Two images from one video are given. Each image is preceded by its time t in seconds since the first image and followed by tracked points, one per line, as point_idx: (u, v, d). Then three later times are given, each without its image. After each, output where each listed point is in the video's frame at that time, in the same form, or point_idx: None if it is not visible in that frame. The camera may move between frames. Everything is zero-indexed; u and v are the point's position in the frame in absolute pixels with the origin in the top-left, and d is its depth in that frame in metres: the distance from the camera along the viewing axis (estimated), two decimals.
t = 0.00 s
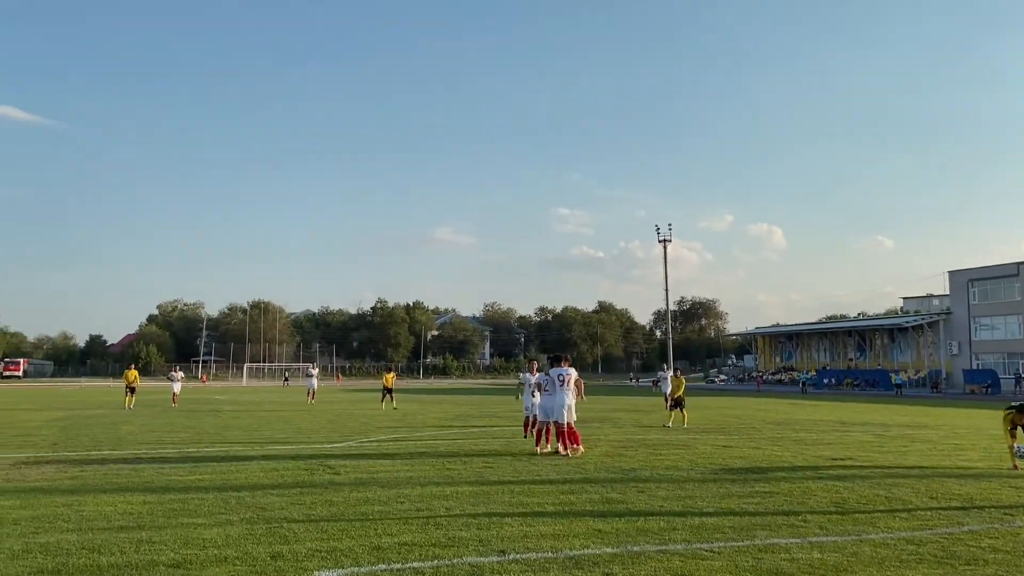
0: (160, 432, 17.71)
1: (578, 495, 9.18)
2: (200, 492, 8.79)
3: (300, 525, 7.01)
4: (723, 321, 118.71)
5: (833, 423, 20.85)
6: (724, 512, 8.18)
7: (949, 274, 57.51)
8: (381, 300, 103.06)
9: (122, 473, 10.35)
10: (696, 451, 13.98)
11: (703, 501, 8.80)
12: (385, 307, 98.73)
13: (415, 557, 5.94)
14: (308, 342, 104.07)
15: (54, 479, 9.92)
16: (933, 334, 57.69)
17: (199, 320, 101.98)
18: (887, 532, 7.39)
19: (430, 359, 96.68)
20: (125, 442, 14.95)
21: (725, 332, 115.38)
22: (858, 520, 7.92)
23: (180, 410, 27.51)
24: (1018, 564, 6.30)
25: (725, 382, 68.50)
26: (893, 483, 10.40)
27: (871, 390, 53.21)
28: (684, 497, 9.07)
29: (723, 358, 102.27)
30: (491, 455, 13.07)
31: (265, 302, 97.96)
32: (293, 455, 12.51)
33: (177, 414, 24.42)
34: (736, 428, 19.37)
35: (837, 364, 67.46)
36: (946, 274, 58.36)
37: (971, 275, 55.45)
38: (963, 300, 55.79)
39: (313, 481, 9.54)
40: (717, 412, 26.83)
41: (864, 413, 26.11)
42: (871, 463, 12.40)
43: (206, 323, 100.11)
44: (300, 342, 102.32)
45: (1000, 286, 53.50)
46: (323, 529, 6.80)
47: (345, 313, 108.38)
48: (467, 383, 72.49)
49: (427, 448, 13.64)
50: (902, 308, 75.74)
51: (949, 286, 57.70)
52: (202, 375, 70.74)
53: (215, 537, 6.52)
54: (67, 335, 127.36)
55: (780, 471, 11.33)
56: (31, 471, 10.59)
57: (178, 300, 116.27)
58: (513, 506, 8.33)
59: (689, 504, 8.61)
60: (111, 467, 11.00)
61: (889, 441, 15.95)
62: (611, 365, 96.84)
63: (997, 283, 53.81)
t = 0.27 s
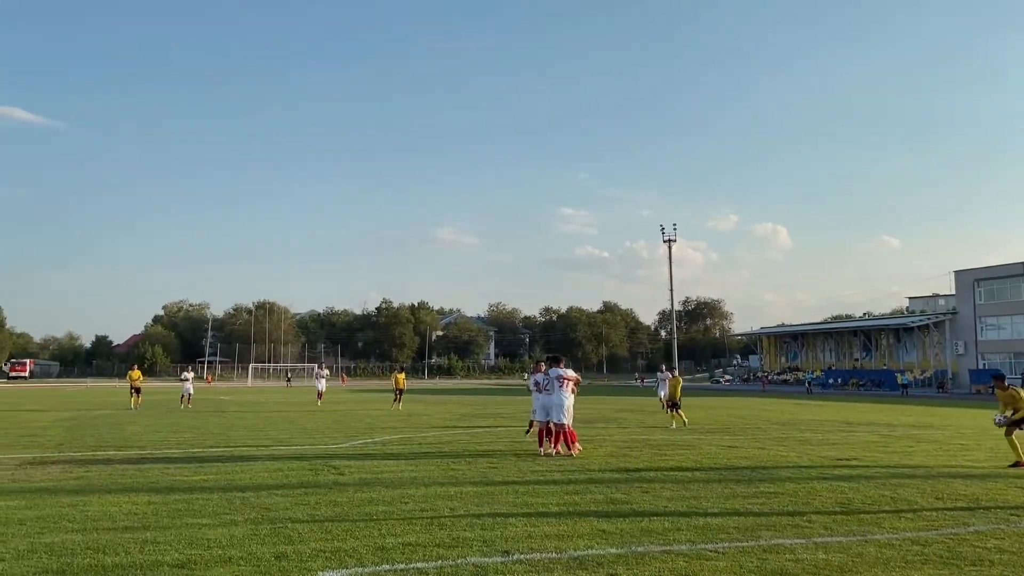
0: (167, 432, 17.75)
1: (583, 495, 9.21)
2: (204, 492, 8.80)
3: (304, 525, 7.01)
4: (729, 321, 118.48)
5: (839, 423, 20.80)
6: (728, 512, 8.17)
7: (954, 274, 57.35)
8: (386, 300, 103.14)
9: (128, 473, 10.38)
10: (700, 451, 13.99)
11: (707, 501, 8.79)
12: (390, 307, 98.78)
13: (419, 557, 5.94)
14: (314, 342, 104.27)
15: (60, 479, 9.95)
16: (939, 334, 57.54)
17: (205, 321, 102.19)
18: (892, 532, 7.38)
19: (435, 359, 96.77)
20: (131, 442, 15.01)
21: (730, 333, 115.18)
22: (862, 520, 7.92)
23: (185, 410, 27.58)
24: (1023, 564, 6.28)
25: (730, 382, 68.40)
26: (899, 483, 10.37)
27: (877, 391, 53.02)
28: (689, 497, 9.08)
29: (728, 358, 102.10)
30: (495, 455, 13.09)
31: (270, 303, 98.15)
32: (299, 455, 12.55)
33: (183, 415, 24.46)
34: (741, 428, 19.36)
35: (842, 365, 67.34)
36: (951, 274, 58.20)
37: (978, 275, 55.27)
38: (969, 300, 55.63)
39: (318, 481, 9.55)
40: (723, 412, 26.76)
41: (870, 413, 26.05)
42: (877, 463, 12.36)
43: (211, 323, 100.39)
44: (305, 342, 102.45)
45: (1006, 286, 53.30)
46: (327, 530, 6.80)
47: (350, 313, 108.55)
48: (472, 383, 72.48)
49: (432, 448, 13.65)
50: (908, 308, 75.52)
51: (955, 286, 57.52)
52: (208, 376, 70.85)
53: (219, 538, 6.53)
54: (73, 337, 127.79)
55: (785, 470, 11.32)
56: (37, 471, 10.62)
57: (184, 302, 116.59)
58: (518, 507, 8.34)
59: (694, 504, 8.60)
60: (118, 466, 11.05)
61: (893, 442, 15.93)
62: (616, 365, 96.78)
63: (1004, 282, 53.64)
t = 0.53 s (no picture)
0: (172, 432, 17.78)
1: (587, 496, 9.21)
2: (208, 493, 8.82)
3: (308, 525, 7.03)
4: (732, 322, 118.35)
5: (843, 424, 20.77)
6: (731, 513, 8.16)
7: (959, 274, 57.22)
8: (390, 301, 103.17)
9: (132, 474, 10.42)
10: (703, 452, 14.00)
11: (711, 502, 8.79)
12: (393, 308, 98.84)
13: (422, 558, 5.96)
14: (317, 343, 104.40)
15: (64, 479, 10.00)
16: (943, 335, 57.43)
17: (209, 321, 102.38)
18: (895, 533, 7.36)
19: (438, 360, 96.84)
20: (135, 443, 15.08)
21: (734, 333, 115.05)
22: (865, 521, 7.90)
23: (188, 411, 27.64)
24: None
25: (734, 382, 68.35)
26: (903, 484, 10.35)
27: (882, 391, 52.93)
28: (692, 498, 9.07)
29: (732, 358, 102.00)
30: (498, 456, 13.12)
31: (274, 303, 98.28)
32: (302, 456, 12.56)
33: (187, 416, 24.49)
34: (744, 429, 19.36)
35: (846, 365, 67.23)
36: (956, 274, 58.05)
37: (982, 275, 55.14)
38: (973, 300, 55.47)
39: (321, 482, 9.56)
40: (726, 412, 26.71)
41: (874, 414, 25.99)
42: (881, 464, 12.34)
43: (215, 324, 100.59)
44: (309, 343, 102.61)
45: (1011, 286, 53.17)
46: (330, 530, 6.82)
47: (354, 314, 108.67)
48: (475, 384, 72.50)
49: (436, 449, 13.66)
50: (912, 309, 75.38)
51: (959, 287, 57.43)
52: (211, 376, 70.96)
53: (222, 538, 6.54)
54: (77, 338, 128.17)
55: (788, 471, 11.32)
56: (41, 472, 10.65)
57: (188, 302, 116.79)
58: (521, 507, 8.35)
59: (697, 504, 8.60)
60: (122, 467, 11.06)
61: (897, 442, 15.91)
62: (620, 366, 96.79)
63: (1008, 283, 53.51)
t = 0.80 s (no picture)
0: (175, 434, 17.81)
1: (589, 497, 9.20)
2: (211, 495, 8.83)
3: (311, 527, 7.04)
4: (735, 323, 118.33)
5: (846, 425, 20.76)
6: (733, 514, 8.15)
7: (961, 274, 57.13)
8: (392, 302, 103.22)
9: (134, 476, 10.41)
10: (706, 453, 13.97)
11: (714, 503, 8.77)
12: (396, 309, 98.85)
13: (425, 560, 5.95)
14: (320, 344, 104.51)
15: (67, 481, 10.00)
16: (946, 335, 57.35)
17: (212, 323, 102.52)
18: (899, 534, 7.35)
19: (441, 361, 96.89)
20: (138, 444, 15.10)
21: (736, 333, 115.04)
22: (869, 521, 7.89)
23: (189, 413, 27.64)
24: None
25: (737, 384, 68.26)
26: (905, 485, 10.34)
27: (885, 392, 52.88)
28: (695, 499, 9.05)
29: (734, 359, 101.97)
30: (499, 457, 13.10)
31: (276, 305, 98.38)
32: (304, 457, 12.57)
33: (190, 417, 24.54)
34: (746, 429, 19.33)
35: (849, 366, 67.16)
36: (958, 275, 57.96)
37: (984, 276, 55.07)
38: (976, 301, 55.38)
39: (323, 484, 9.57)
40: (729, 413, 26.70)
41: (877, 415, 25.96)
42: (884, 465, 12.32)
43: (218, 326, 100.73)
44: (312, 344, 102.69)
45: (1014, 286, 53.09)
46: (333, 532, 6.82)
47: (356, 315, 108.76)
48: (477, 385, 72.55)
49: (438, 451, 13.67)
50: (915, 309, 75.29)
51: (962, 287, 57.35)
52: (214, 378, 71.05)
53: (225, 540, 6.55)
54: (80, 340, 128.45)
55: (790, 472, 11.29)
56: (45, 474, 10.66)
57: (191, 304, 116.95)
58: (524, 508, 8.36)
59: (700, 505, 8.59)
60: (126, 469, 11.07)
61: (900, 443, 15.90)
62: (622, 367, 96.83)
63: (1011, 283, 53.45)
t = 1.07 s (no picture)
0: (177, 436, 17.83)
1: (590, 499, 9.19)
2: (213, 497, 8.82)
3: (312, 529, 7.04)
4: (737, 324, 118.29)
5: (848, 426, 20.75)
6: (735, 516, 8.15)
7: (964, 275, 57.07)
8: (394, 304, 103.23)
9: (136, 478, 10.41)
10: (708, 454, 13.96)
11: (716, 505, 8.76)
12: (398, 311, 98.81)
13: (427, 563, 5.94)
14: (322, 346, 104.56)
15: (69, 483, 10.01)
16: (948, 336, 57.31)
17: (214, 325, 102.55)
18: (901, 535, 7.34)
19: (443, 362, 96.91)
20: (140, 446, 15.10)
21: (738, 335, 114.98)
22: (872, 523, 7.87)
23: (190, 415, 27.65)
24: None
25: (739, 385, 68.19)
26: (907, 486, 10.32)
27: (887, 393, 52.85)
28: (697, 501, 9.04)
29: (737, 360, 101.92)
30: (500, 459, 13.09)
31: (278, 307, 98.38)
32: (306, 459, 12.57)
33: (192, 419, 24.55)
34: (748, 431, 19.31)
35: (852, 367, 67.14)
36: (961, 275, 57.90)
37: (987, 277, 55.00)
38: (979, 302, 55.29)
39: (325, 486, 9.56)
40: (730, 414, 26.72)
41: (879, 416, 25.95)
42: (886, 466, 12.30)
43: (220, 327, 100.84)
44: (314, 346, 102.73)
45: (1017, 287, 53.02)
46: (335, 534, 6.82)
47: (358, 317, 108.79)
48: (479, 387, 72.53)
49: (439, 453, 13.66)
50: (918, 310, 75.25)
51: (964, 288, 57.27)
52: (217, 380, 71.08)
53: (227, 542, 6.55)
54: (83, 342, 128.52)
55: (793, 474, 11.28)
56: (47, 476, 10.67)
57: (193, 306, 116.98)
58: (526, 510, 8.35)
59: (702, 507, 8.58)
60: (127, 472, 11.07)
61: (902, 444, 15.87)
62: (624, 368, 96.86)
63: (1014, 284, 53.37)
